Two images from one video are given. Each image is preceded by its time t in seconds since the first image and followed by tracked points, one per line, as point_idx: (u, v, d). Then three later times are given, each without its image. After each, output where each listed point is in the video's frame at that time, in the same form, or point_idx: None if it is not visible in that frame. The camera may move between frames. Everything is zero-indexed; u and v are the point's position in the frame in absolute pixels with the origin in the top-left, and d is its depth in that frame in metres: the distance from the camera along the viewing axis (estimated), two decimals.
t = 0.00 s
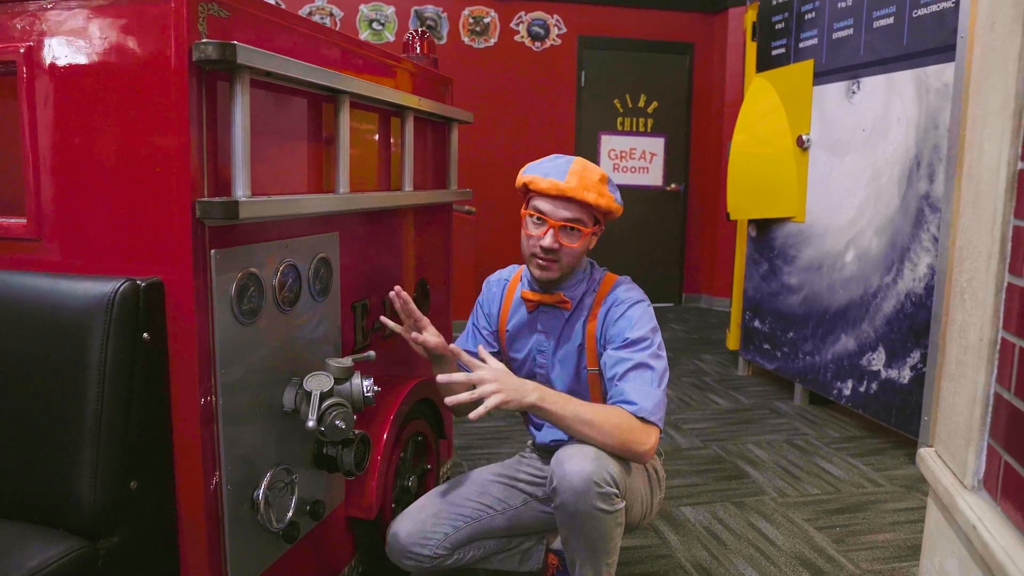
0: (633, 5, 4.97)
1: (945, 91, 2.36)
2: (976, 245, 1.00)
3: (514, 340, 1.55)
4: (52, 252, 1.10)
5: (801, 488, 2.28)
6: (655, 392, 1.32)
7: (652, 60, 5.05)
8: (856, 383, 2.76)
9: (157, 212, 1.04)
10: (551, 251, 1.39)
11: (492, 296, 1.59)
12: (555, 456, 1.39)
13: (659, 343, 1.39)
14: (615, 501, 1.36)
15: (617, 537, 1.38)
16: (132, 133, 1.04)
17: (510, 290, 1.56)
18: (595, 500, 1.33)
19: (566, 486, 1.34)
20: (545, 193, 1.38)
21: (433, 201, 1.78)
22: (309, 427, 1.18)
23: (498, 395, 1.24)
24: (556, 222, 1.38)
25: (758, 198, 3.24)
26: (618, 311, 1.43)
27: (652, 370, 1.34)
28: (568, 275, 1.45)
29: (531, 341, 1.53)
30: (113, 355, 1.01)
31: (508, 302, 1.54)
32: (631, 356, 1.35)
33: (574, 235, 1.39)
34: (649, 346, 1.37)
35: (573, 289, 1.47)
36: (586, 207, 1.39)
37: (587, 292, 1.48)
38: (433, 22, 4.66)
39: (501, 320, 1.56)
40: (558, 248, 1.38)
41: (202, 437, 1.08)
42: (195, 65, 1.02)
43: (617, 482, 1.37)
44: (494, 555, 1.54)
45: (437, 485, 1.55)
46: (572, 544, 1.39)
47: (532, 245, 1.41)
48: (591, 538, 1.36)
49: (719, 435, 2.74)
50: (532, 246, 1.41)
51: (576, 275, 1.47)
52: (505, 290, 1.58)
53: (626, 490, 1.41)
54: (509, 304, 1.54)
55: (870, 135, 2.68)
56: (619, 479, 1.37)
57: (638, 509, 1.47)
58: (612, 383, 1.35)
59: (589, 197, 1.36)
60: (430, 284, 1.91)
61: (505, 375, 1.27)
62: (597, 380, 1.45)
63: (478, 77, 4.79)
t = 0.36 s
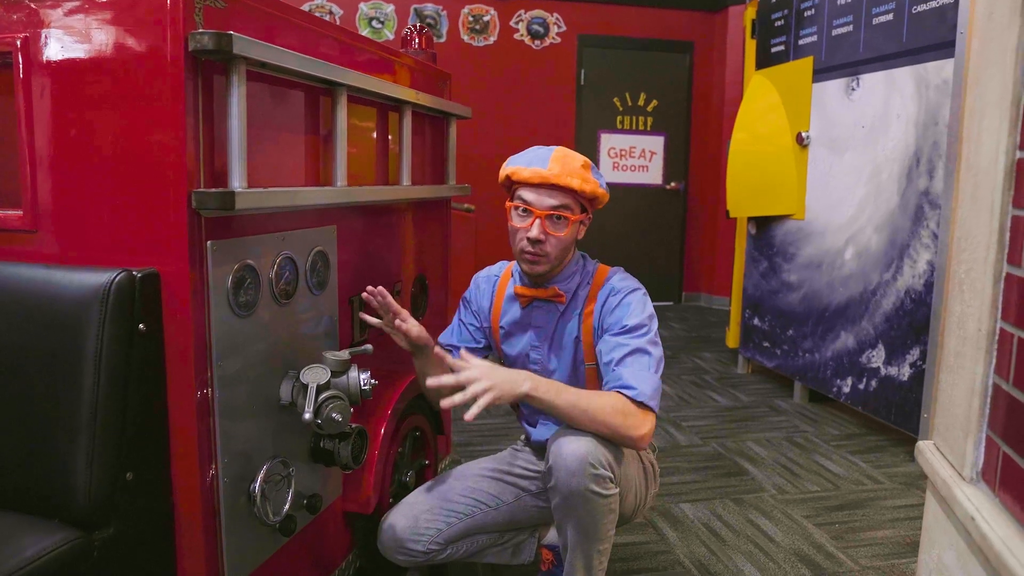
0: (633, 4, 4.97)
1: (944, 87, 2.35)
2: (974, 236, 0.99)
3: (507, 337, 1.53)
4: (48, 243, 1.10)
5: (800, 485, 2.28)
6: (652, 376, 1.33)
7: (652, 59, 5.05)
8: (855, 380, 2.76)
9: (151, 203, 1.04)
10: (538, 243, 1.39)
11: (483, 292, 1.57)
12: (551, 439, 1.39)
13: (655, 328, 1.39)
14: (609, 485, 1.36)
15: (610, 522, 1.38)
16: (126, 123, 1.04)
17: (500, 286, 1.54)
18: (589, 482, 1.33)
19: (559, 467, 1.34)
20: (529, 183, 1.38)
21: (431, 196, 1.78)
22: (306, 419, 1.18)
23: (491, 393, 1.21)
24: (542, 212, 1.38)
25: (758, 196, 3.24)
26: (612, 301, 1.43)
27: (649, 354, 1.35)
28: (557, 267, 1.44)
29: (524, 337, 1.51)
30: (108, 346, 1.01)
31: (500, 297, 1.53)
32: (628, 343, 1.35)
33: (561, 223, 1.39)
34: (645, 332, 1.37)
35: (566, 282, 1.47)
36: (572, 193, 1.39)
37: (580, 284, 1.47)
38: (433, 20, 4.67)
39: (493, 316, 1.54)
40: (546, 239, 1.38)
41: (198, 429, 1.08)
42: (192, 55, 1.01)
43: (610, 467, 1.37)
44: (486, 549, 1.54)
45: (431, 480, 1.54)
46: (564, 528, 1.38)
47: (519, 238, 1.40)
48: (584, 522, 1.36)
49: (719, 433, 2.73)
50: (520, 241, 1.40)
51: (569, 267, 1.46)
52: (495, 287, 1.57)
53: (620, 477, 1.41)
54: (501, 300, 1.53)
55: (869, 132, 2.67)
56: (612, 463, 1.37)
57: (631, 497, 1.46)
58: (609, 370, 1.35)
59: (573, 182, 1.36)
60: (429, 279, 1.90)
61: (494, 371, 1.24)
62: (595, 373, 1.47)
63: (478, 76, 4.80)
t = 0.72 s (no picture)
0: (634, 4, 4.97)
1: (945, 87, 2.35)
2: (975, 236, 0.99)
3: (508, 346, 1.53)
4: (49, 242, 1.10)
5: (801, 486, 2.28)
6: (655, 372, 1.32)
7: (653, 59, 5.05)
8: (856, 380, 2.75)
9: (151, 202, 1.04)
10: (528, 253, 1.39)
11: (482, 300, 1.56)
12: (560, 438, 1.39)
13: (654, 323, 1.39)
14: (615, 485, 1.36)
15: (615, 523, 1.38)
16: (126, 122, 1.04)
17: (500, 294, 1.53)
18: (597, 481, 1.33)
19: (569, 465, 1.34)
20: (511, 195, 1.38)
21: (431, 197, 1.78)
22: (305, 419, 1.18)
23: (495, 406, 1.22)
24: (528, 222, 1.38)
25: (759, 197, 3.23)
26: (610, 301, 1.43)
27: (651, 350, 1.34)
28: (551, 275, 1.44)
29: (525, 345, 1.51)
30: (108, 345, 1.01)
31: (499, 306, 1.52)
32: (628, 341, 1.35)
33: (549, 231, 1.39)
34: (645, 329, 1.37)
35: (563, 287, 1.47)
36: (557, 199, 1.38)
37: (576, 286, 1.48)
38: (434, 20, 4.67)
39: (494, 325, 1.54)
40: (535, 249, 1.38)
41: (198, 429, 1.08)
42: (192, 55, 1.01)
43: (618, 467, 1.37)
44: (481, 545, 1.54)
45: (432, 475, 1.55)
46: (570, 526, 1.38)
47: (508, 251, 1.40)
48: (590, 521, 1.36)
49: (720, 433, 2.73)
50: (509, 253, 1.40)
51: (564, 271, 1.47)
52: (494, 295, 1.55)
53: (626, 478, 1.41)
54: (501, 308, 1.52)
55: (870, 132, 2.67)
56: (619, 463, 1.37)
57: (634, 498, 1.46)
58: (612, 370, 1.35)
59: (555, 190, 1.35)
60: (429, 280, 1.90)
61: (495, 382, 1.25)
62: (598, 375, 1.46)
63: (479, 76, 4.79)
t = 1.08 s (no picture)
0: (634, 4, 4.97)
1: (944, 88, 2.35)
2: (972, 238, 0.99)
3: (513, 343, 1.53)
4: (46, 245, 1.10)
5: (800, 487, 2.28)
6: (657, 377, 1.33)
7: (653, 59, 5.06)
8: (856, 381, 2.75)
9: (148, 205, 1.04)
10: (539, 239, 1.39)
11: (487, 298, 1.58)
12: (562, 444, 1.38)
13: (659, 328, 1.39)
14: (619, 490, 1.36)
15: (620, 528, 1.38)
16: (123, 125, 1.04)
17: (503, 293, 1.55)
18: (602, 487, 1.33)
19: (574, 472, 1.34)
20: (523, 182, 1.39)
21: (430, 198, 1.78)
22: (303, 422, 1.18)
23: (505, 374, 1.23)
24: (540, 208, 1.38)
25: (759, 197, 3.23)
26: (615, 302, 1.43)
27: (653, 355, 1.34)
28: (560, 265, 1.44)
29: (529, 341, 1.51)
30: (104, 348, 1.01)
31: (503, 303, 1.53)
32: (631, 344, 1.35)
33: (560, 217, 1.39)
34: (648, 333, 1.36)
35: (569, 284, 1.47)
36: (568, 188, 1.40)
37: (581, 286, 1.47)
38: (434, 20, 4.67)
39: (498, 323, 1.55)
40: (546, 234, 1.38)
41: (195, 432, 1.08)
42: (188, 58, 1.01)
43: (621, 472, 1.37)
44: (483, 549, 1.54)
45: (432, 480, 1.54)
46: (574, 531, 1.38)
47: (519, 238, 1.40)
48: (595, 527, 1.36)
49: (719, 434, 2.73)
50: (520, 240, 1.40)
51: (570, 268, 1.47)
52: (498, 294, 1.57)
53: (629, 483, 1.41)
54: (505, 306, 1.53)
55: (870, 132, 2.67)
56: (623, 469, 1.37)
57: (637, 502, 1.47)
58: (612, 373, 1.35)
59: (567, 174, 1.37)
60: (428, 282, 1.90)
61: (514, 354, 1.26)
62: (600, 377, 1.45)
63: (479, 76, 4.79)
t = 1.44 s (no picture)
0: (633, 5, 4.97)
1: (942, 90, 2.35)
2: (967, 243, 0.99)
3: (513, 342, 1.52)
4: (43, 249, 1.10)
5: (797, 489, 2.28)
6: (662, 377, 1.32)
7: (652, 60, 5.06)
8: (853, 382, 2.75)
9: (143, 208, 1.03)
10: (539, 249, 1.39)
11: (489, 296, 1.58)
12: (568, 454, 1.39)
13: (661, 329, 1.39)
14: (624, 500, 1.37)
15: (624, 538, 1.38)
16: (119, 129, 1.04)
17: (506, 289, 1.55)
18: (608, 497, 1.33)
19: (581, 482, 1.35)
20: (523, 192, 1.37)
21: (427, 201, 1.78)
22: (299, 426, 1.18)
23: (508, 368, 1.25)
24: (540, 220, 1.37)
25: (757, 198, 3.23)
26: (618, 303, 1.43)
27: (657, 355, 1.34)
28: (562, 269, 1.44)
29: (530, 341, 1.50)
30: (100, 352, 1.01)
31: (505, 302, 1.53)
32: (635, 343, 1.35)
33: (560, 228, 1.38)
34: (652, 333, 1.37)
35: (572, 284, 1.47)
36: (568, 196, 1.38)
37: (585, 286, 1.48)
38: (433, 22, 4.67)
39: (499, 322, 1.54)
40: (545, 245, 1.38)
41: (191, 435, 1.08)
42: (184, 62, 1.01)
43: (627, 483, 1.38)
44: (484, 552, 1.54)
45: (432, 482, 1.55)
46: (578, 541, 1.38)
47: (520, 246, 1.40)
48: (600, 537, 1.36)
49: (716, 435, 2.73)
50: (521, 249, 1.40)
51: (574, 268, 1.47)
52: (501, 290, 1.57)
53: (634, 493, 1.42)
54: (507, 305, 1.53)
55: (868, 134, 2.67)
56: (629, 479, 1.37)
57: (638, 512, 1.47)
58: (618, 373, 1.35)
59: (567, 186, 1.35)
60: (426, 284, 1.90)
61: (524, 349, 1.27)
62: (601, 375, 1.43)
63: (477, 78, 4.79)
